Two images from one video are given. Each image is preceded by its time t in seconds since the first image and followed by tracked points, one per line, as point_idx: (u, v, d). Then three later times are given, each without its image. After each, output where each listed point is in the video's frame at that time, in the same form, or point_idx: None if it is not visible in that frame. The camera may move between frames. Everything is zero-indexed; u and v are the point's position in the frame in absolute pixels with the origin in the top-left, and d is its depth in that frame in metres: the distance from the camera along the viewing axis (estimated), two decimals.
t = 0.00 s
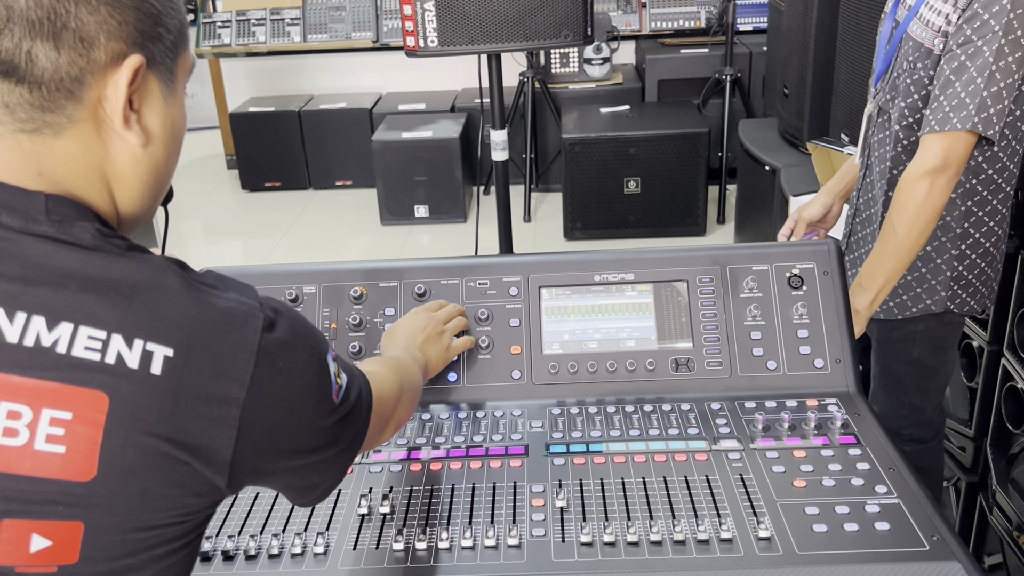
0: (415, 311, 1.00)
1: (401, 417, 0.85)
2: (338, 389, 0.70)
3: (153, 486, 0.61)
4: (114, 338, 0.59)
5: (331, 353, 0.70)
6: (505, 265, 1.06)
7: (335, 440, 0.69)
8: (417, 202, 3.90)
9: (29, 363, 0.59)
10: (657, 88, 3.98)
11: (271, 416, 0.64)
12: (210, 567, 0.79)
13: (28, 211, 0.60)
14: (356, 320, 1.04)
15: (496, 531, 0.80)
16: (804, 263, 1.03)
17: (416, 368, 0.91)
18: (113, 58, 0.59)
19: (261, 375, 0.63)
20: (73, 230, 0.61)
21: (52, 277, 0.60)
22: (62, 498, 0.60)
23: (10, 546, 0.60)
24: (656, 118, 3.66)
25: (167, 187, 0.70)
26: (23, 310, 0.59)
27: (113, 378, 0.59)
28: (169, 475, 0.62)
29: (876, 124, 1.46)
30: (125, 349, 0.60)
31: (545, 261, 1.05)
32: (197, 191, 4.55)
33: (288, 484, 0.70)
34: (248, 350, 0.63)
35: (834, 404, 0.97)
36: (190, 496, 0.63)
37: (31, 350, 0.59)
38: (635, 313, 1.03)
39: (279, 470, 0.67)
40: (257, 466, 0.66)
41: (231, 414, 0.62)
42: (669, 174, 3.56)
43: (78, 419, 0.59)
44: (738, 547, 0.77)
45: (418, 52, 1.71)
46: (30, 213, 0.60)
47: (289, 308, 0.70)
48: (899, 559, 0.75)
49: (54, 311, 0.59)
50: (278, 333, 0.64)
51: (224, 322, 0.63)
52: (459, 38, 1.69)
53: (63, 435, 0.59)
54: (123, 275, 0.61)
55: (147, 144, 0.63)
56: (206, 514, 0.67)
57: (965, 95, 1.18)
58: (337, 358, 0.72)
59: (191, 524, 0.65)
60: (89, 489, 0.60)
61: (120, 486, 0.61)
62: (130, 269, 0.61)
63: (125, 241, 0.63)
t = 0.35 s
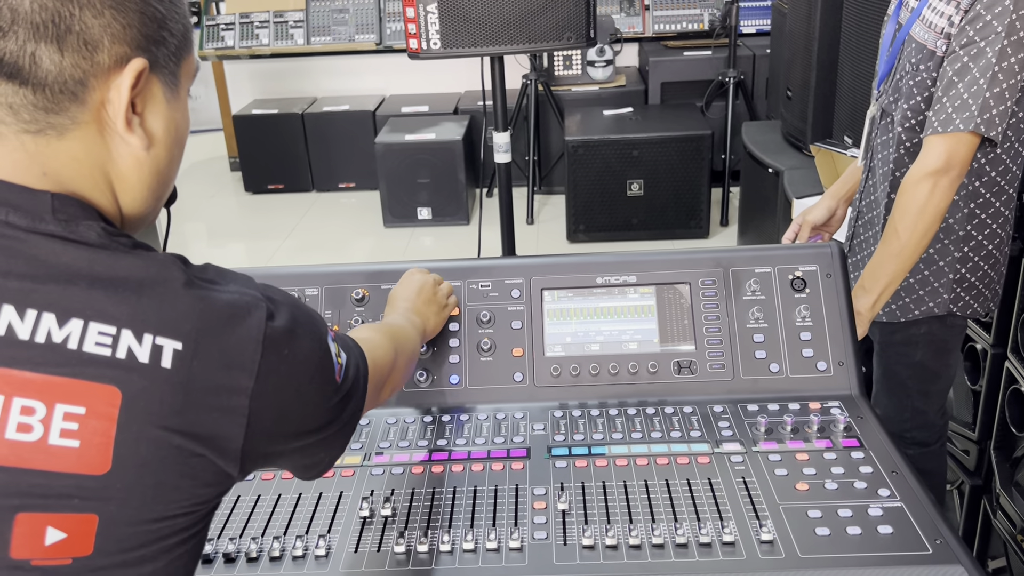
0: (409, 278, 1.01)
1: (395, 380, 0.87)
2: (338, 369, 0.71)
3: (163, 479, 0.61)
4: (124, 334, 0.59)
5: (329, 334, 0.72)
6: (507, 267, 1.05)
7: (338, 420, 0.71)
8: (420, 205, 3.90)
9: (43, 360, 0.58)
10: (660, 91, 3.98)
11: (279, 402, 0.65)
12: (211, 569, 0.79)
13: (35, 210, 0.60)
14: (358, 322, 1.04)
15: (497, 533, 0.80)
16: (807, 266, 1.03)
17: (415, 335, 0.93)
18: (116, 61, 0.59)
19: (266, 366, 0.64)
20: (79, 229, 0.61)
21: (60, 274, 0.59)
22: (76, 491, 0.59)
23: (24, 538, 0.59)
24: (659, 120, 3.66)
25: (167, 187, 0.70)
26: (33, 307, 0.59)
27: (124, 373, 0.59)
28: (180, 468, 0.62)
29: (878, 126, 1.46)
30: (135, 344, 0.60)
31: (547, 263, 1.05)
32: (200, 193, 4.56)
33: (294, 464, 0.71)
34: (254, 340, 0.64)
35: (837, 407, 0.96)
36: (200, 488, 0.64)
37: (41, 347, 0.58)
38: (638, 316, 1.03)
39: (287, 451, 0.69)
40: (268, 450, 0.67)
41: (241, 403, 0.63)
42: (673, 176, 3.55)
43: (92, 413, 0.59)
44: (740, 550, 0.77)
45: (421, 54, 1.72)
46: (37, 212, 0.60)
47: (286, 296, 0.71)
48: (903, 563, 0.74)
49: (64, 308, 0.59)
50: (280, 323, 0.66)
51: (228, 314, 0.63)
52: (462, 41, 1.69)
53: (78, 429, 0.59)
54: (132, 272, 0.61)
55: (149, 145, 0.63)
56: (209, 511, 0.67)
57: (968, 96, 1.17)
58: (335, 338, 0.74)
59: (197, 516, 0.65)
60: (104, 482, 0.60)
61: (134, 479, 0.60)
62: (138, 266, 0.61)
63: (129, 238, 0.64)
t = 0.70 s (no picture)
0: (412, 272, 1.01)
1: (395, 375, 0.87)
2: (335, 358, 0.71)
3: (172, 464, 0.61)
4: (123, 323, 0.59)
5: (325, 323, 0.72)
6: (509, 268, 1.05)
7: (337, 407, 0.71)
8: (421, 206, 3.90)
9: (44, 351, 0.58)
10: (663, 93, 3.98)
11: (278, 390, 0.65)
12: (212, 571, 0.78)
13: (30, 203, 0.60)
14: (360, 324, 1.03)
15: (498, 536, 0.80)
16: (809, 267, 1.03)
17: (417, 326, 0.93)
18: (104, 56, 0.59)
19: (263, 353, 0.64)
20: (74, 221, 0.61)
21: (58, 266, 0.59)
22: (83, 480, 0.59)
23: (33, 528, 0.59)
24: (662, 122, 3.66)
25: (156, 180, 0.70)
26: (32, 300, 0.58)
27: (125, 362, 0.59)
28: (185, 455, 0.62)
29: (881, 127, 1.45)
30: (134, 333, 0.60)
31: (549, 264, 1.05)
32: (202, 195, 4.56)
33: (295, 453, 0.71)
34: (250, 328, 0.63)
35: (840, 408, 0.96)
36: (204, 475, 0.64)
37: (42, 338, 0.58)
38: (640, 318, 1.02)
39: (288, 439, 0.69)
40: (267, 437, 0.67)
41: (241, 391, 0.63)
42: (675, 178, 3.55)
43: (96, 402, 0.59)
44: (742, 553, 0.77)
45: (423, 56, 1.72)
46: (32, 206, 0.60)
47: (281, 286, 0.71)
48: (907, 565, 0.74)
49: (63, 299, 0.59)
50: (274, 311, 0.65)
51: (222, 303, 0.63)
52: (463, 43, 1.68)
53: (82, 419, 0.59)
54: (129, 263, 0.61)
55: (138, 139, 0.63)
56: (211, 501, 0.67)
57: (993, 99, 1.17)
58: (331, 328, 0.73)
59: (202, 504, 0.65)
60: (110, 469, 0.60)
61: (139, 467, 0.60)
62: (135, 256, 0.61)
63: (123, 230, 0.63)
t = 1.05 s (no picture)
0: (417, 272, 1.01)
1: (392, 376, 0.86)
2: (325, 354, 0.69)
3: (159, 464, 0.61)
4: (109, 322, 0.59)
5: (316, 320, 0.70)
6: (509, 270, 1.05)
7: (329, 405, 0.69)
8: (422, 208, 3.90)
9: (29, 350, 0.58)
10: (663, 94, 3.97)
11: (266, 387, 0.64)
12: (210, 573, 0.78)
13: (14, 202, 0.59)
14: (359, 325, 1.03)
15: (497, 538, 0.79)
16: (810, 269, 1.02)
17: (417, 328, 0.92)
18: (102, 56, 0.59)
19: (252, 349, 0.63)
20: (59, 220, 0.61)
21: (42, 264, 0.59)
22: (69, 479, 0.59)
23: (18, 529, 0.59)
24: (663, 124, 3.65)
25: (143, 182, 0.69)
26: (16, 298, 0.58)
27: (111, 360, 0.59)
28: (173, 453, 0.61)
29: (885, 129, 1.44)
30: (120, 332, 0.59)
31: (549, 266, 1.05)
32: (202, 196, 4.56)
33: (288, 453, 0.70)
34: (237, 323, 0.63)
35: (840, 411, 0.96)
36: (192, 474, 0.63)
37: (27, 337, 0.58)
38: (640, 319, 1.02)
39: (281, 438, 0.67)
40: (258, 435, 0.66)
41: (229, 388, 0.62)
42: (675, 180, 3.55)
43: (82, 401, 0.59)
44: (742, 556, 0.76)
45: (423, 56, 1.72)
46: (17, 204, 0.59)
47: (269, 283, 0.70)
48: (909, 570, 0.74)
49: (48, 297, 0.59)
50: (260, 309, 0.64)
51: (208, 302, 0.63)
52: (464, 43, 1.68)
53: (67, 418, 0.59)
54: (116, 261, 0.60)
55: (129, 141, 0.63)
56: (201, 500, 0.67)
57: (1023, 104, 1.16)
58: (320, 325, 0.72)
59: (192, 503, 0.65)
60: (96, 469, 0.59)
61: (127, 466, 0.60)
62: (121, 254, 0.61)
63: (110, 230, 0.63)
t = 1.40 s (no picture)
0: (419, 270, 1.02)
1: (388, 365, 0.85)
2: (308, 345, 0.69)
3: (138, 465, 0.61)
4: (84, 321, 0.59)
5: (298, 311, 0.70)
6: (511, 271, 1.05)
7: (312, 397, 0.69)
8: (424, 208, 3.90)
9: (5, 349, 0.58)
10: (666, 96, 3.97)
11: (247, 380, 0.64)
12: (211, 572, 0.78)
13: None
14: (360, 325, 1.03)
15: (498, 539, 0.79)
16: (813, 271, 1.02)
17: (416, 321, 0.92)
18: (101, 62, 0.61)
19: (231, 342, 0.63)
20: (38, 220, 0.60)
21: (17, 264, 0.59)
22: (45, 480, 0.59)
23: None
24: (665, 125, 3.65)
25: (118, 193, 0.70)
26: None
27: (88, 359, 0.59)
28: (153, 453, 0.61)
29: (886, 131, 1.43)
30: (96, 330, 0.59)
31: (551, 267, 1.05)
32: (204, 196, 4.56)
33: (277, 448, 0.70)
34: (214, 318, 0.63)
35: (843, 413, 0.96)
36: (173, 474, 0.63)
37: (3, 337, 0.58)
38: (643, 321, 1.02)
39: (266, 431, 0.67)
40: (242, 429, 0.66)
41: (210, 382, 0.62)
42: (678, 181, 3.55)
43: (58, 401, 0.58)
44: (744, 558, 0.76)
45: (426, 57, 1.72)
46: None
47: (247, 276, 0.70)
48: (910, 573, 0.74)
49: (22, 298, 0.59)
50: (236, 302, 0.65)
51: (186, 296, 0.63)
52: (467, 44, 1.68)
53: (44, 418, 0.58)
54: (92, 258, 0.60)
55: (118, 147, 0.64)
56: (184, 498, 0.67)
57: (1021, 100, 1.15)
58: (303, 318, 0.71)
59: (169, 503, 0.65)
60: (74, 469, 0.59)
61: (106, 466, 0.60)
62: (99, 253, 0.61)
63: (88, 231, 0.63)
